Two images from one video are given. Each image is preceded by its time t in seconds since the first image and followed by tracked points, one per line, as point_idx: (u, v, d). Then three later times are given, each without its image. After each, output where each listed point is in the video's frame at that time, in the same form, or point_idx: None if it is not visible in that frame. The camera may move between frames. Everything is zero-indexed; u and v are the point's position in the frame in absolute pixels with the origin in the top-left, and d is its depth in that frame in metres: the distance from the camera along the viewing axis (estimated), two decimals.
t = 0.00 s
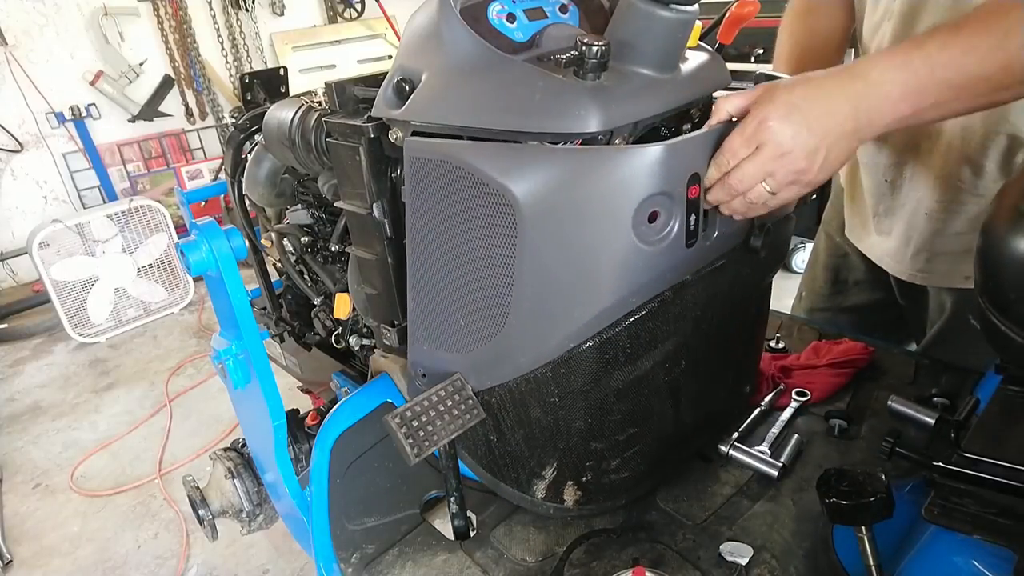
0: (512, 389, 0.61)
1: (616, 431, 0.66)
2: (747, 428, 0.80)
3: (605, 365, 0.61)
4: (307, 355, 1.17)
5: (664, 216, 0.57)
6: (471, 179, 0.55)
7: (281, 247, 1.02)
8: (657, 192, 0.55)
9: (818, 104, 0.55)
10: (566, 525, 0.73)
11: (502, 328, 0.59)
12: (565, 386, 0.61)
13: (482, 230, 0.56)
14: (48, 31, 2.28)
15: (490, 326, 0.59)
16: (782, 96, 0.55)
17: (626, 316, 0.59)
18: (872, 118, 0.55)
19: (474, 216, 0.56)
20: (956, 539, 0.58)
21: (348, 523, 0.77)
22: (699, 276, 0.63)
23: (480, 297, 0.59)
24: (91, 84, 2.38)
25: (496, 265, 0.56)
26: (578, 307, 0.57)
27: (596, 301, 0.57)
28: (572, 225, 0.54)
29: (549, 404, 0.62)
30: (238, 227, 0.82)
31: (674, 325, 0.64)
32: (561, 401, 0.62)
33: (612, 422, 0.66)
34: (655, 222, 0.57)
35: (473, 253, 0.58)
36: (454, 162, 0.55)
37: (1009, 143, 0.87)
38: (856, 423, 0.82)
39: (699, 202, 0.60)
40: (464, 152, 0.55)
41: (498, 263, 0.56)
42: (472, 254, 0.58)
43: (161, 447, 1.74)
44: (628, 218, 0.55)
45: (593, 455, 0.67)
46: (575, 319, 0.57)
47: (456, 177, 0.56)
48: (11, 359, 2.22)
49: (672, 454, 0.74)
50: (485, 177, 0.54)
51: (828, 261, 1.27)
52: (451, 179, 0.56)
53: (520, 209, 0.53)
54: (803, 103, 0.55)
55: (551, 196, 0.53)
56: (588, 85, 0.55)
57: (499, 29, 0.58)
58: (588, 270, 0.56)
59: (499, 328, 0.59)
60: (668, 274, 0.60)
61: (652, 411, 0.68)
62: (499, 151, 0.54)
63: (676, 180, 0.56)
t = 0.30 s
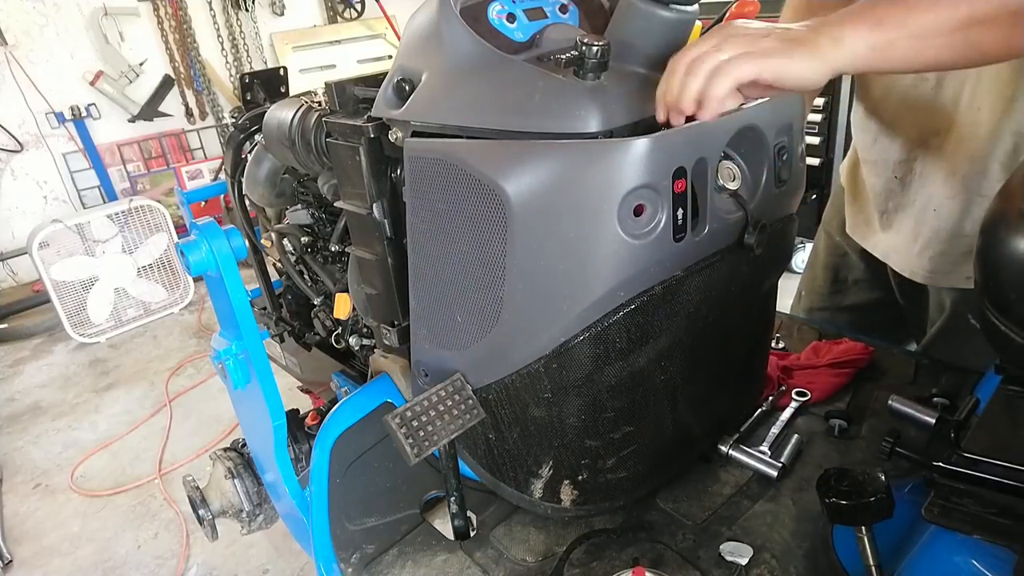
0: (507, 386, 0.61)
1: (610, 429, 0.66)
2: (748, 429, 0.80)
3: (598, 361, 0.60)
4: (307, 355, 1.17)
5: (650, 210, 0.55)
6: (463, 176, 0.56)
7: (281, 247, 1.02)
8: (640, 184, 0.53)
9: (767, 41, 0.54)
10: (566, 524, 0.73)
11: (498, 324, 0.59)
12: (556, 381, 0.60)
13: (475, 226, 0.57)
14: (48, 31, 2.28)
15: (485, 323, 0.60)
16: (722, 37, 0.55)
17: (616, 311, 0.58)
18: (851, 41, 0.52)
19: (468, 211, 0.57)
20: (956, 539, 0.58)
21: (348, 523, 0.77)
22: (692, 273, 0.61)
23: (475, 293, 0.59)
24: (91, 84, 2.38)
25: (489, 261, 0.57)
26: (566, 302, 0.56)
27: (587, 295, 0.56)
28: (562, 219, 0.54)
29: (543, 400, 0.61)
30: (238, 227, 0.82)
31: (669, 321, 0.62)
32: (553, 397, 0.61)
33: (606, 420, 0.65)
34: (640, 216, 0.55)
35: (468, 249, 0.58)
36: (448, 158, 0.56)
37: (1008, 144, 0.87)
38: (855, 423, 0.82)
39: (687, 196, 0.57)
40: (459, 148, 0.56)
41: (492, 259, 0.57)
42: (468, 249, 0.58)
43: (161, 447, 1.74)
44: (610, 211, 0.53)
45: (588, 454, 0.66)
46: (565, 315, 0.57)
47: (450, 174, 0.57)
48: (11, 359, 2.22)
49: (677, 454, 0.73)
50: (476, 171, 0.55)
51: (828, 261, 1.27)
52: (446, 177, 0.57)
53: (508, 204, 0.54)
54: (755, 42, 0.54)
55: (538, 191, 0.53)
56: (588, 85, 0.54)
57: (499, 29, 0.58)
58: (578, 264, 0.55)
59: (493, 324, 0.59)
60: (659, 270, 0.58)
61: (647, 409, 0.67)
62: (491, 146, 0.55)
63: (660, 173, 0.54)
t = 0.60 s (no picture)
0: (508, 387, 0.61)
1: (612, 430, 0.66)
2: (748, 428, 0.80)
3: (601, 363, 0.60)
4: (307, 356, 1.17)
5: (653, 211, 0.55)
6: (463, 177, 0.56)
7: (280, 247, 1.02)
8: (645, 186, 0.53)
9: (742, 66, 0.59)
10: (566, 525, 0.73)
11: (500, 325, 0.59)
12: (557, 382, 0.60)
13: (476, 227, 0.57)
14: (48, 31, 2.28)
15: (487, 325, 0.60)
16: (702, 76, 0.60)
17: (618, 312, 0.58)
18: (837, 28, 0.56)
19: (470, 212, 0.57)
20: (956, 539, 0.58)
21: (348, 523, 0.77)
22: (695, 274, 0.61)
23: (476, 294, 0.59)
24: (91, 84, 2.38)
25: (491, 262, 0.57)
26: (569, 303, 0.56)
27: (590, 296, 0.56)
28: (566, 221, 0.54)
29: (544, 401, 0.61)
30: (238, 227, 0.82)
31: (671, 322, 0.62)
32: (555, 398, 0.61)
33: (607, 421, 0.65)
34: (643, 217, 0.55)
35: (470, 249, 0.58)
36: (451, 159, 0.56)
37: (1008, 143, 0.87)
38: (855, 423, 0.82)
39: (688, 198, 0.57)
40: (461, 150, 0.56)
41: (494, 260, 0.57)
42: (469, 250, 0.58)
43: (161, 447, 1.74)
44: (610, 211, 0.53)
45: (590, 455, 0.66)
46: (566, 315, 0.56)
47: (451, 174, 0.57)
48: (11, 359, 2.22)
49: (675, 455, 0.73)
50: (478, 172, 0.55)
51: (828, 261, 1.27)
52: (449, 178, 0.57)
53: (509, 204, 0.54)
54: (729, 69, 0.59)
55: (541, 193, 0.53)
56: (588, 85, 0.55)
57: (499, 29, 0.58)
58: (582, 266, 0.55)
59: (495, 325, 0.59)
60: (659, 272, 0.58)
61: (648, 411, 0.67)
62: (495, 147, 0.55)
63: (660, 174, 0.53)
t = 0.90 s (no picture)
0: (524, 387, 0.62)
1: (624, 424, 0.68)
2: (748, 429, 0.80)
3: (623, 366, 0.62)
4: (307, 356, 1.17)
5: (694, 226, 0.58)
6: (497, 183, 0.53)
7: (280, 247, 1.02)
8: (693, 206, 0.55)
9: (778, 76, 0.58)
10: (567, 523, 0.74)
11: (521, 330, 0.58)
12: (579, 387, 0.62)
13: (506, 234, 0.55)
14: (49, 31, 2.27)
15: (504, 327, 0.59)
16: (729, 81, 0.59)
17: (648, 322, 0.60)
18: (872, 35, 0.56)
19: (498, 218, 0.55)
20: (956, 539, 0.58)
21: (348, 523, 0.77)
22: (716, 279, 0.64)
23: (495, 297, 0.58)
24: (91, 84, 2.38)
25: (517, 270, 0.56)
26: (603, 313, 0.57)
27: (626, 307, 0.57)
28: (606, 235, 0.54)
29: (562, 401, 0.63)
30: (238, 227, 0.82)
31: (688, 326, 0.65)
32: (574, 399, 0.63)
33: (620, 418, 0.67)
34: (685, 231, 0.58)
35: (494, 255, 0.57)
36: (481, 164, 0.53)
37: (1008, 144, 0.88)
38: (855, 423, 0.82)
39: (728, 213, 0.60)
40: (491, 153, 0.53)
41: (519, 266, 0.56)
42: (493, 256, 0.57)
43: (161, 447, 1.74)
44: (659, 230, 0.55)
45: (601, 448, 0.69)
46: (597, 324, 0.57)
47: (482, 179, 0.54)
48: (11, 359, 2.22)
49: (664, 436, 0.76)
50: (516, 181, 0.52)
51: (828, 261, 1.27)
52: (475, 182, 0.55)
53: (550, 217, 0.53)
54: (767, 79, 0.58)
55: (586, 209, 0.52)
56: (588, 85, 0.55)
57: (499, 29, 0.58)
58: (618, 279, 0.56)
59: (518, 329, 0.58)
60: (689, 281, 0.61)
61: (655, 404, 0.70)
62: (529, 152, 0.52)
63: (710, 193, 0.56)
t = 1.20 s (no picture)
0: (530, 378, 0.61)
1: (627, 418, 0.69)
2: (747, 430, 0.80)
3: (629, 357, 0.62)
4: (307, 356, 1.17)
5: (704, 214, 0.59)
6: (510, 172, 0.54)
7: (280, 247, 1.02)
8: (702, 193, 0.56)
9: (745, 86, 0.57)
10: (566, 524, 0.74)
11: (529, 320, 0.58)
12: (585, 376, 0.62)
13: (518, 223, 0.55)
14: (48, 31, 2.27)
15: (512, 318, 0.59)
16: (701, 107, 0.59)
17: (658, 310, 0.61)
18: (818, 42, 0.55)
19: (509, 206, 0.55)
20: (956, 539, 0.59)
21: (348, 523, 0.77)
22: (721, 272, 0.65)
23: (504, 286, 0.58)
24: (91, 84, 2.38)
25: (528, 258, 0.56)
26: (613, 302, 0.57)
27: (637, 293, 0.58)
28: (618, 222, 0.54)
29: (566, 393, 0.63)
30: (238, 227, 0.81)
31: (693, 317, 0.66)
32: (580, 391, 0.63)
33: (625, 410, 0.68)
34: (696, 219, 0.58)
35: (504, 244, 0.56)
36: (493, 151, 0.54)
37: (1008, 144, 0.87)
38: (855, 423, 0.82)
39: (735, 204, 0.61)
40: (503, 141, 0.53)
41: (529, 255, 0.56)
42: (503, 244, 0.56)
43: (161, 447, 1.74)
44: (670, 216, 0.56)
45: (605, 442, 0.69)
46: (606, 313, 0.58)
47: (497, 167, 0.54)
48: (11, 359, 2.22)
49: (665, 436, 0.76)
50: (530, 167, 0.53)
51: (828, 261, 1.27)
52: (486, 170, 0.55)
53: (564, 205, 0.53)
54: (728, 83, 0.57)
55: (599, 194, 0.53)
56: (588, 85, 0.55)
57: (499, 29, 0.58)
58: (629, 266, 0.56)
59: (527, 318, 0.58)
60: (699, 268, 0.61)
61: (657, 399, 0.70)
62: (542, 139, 0.53)
63: (720, 181, 0.57)
